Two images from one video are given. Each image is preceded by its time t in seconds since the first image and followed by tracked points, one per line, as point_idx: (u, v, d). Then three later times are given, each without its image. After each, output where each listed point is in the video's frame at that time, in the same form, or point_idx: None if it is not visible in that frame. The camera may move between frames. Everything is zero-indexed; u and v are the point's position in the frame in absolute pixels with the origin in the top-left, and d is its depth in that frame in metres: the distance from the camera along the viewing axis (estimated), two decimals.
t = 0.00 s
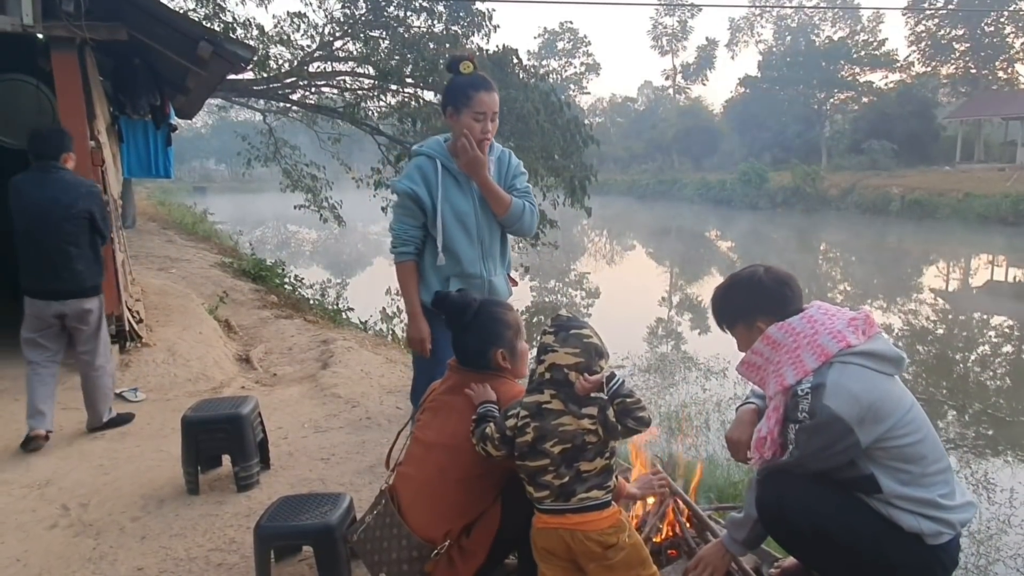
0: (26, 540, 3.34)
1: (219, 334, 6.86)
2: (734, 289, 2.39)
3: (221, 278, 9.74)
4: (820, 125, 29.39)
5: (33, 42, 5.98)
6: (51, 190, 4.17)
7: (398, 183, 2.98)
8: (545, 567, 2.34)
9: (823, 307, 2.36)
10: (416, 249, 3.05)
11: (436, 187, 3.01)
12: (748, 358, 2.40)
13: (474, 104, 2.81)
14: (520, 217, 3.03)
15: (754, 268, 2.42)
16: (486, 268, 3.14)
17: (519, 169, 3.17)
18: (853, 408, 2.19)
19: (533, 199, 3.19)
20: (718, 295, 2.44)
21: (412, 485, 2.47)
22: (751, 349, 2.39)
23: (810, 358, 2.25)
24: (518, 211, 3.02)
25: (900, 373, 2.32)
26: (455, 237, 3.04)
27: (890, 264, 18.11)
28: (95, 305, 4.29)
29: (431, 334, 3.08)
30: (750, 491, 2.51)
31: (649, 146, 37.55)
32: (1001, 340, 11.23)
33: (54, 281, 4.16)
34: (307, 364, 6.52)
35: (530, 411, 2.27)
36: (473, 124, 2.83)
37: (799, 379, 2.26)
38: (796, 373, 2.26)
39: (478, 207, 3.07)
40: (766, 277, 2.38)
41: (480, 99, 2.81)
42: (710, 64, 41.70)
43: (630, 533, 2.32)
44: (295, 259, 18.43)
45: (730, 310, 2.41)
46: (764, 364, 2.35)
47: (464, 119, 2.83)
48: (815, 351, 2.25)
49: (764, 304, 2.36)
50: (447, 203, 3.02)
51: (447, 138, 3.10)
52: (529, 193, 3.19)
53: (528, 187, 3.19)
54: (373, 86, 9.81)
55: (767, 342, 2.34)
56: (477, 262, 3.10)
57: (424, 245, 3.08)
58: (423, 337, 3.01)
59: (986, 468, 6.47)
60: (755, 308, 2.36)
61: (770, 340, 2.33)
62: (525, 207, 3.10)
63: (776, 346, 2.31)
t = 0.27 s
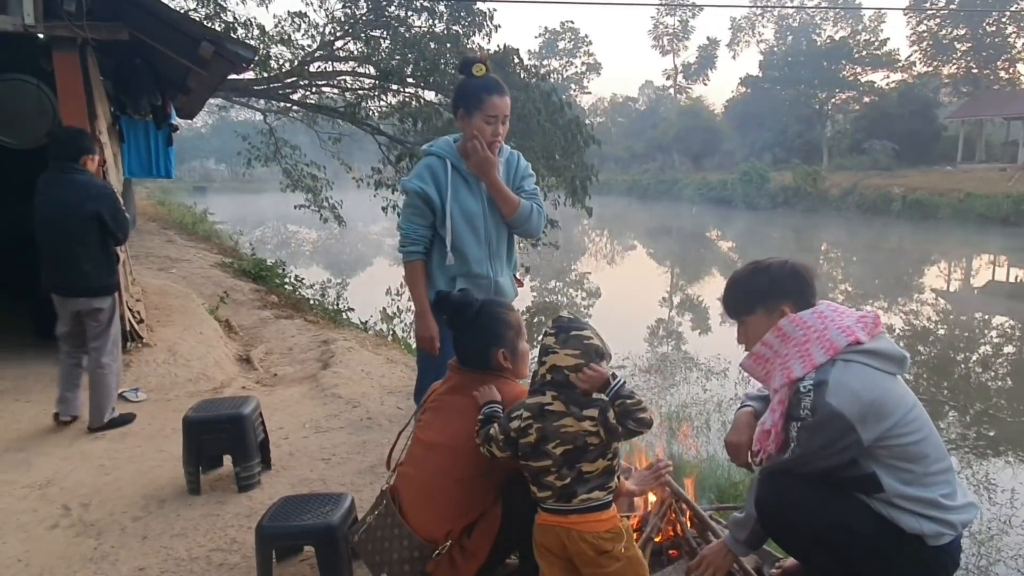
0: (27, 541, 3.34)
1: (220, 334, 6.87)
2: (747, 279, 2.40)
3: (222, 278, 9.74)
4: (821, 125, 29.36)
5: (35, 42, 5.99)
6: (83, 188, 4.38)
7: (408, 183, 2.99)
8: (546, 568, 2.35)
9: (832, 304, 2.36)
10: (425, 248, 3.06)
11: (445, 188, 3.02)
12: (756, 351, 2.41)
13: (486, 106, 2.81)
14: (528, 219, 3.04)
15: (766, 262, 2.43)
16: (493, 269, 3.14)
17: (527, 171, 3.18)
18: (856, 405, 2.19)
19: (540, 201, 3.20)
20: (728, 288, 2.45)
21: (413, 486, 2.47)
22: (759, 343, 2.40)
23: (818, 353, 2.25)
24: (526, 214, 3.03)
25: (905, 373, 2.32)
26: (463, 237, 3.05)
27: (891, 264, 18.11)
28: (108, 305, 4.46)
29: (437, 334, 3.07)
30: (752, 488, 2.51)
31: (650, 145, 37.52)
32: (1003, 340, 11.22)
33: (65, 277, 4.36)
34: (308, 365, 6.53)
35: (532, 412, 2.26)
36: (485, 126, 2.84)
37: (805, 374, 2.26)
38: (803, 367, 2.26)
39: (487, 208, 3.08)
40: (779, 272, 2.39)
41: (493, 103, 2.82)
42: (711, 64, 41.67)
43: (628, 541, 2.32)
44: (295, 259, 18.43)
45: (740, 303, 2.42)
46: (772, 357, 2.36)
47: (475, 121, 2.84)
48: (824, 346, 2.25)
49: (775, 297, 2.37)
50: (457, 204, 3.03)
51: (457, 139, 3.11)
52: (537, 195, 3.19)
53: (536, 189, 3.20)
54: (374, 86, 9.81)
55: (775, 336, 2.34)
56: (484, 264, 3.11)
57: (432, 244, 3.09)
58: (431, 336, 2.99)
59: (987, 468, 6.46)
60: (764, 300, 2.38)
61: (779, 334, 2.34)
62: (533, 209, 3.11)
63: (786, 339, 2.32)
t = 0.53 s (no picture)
0: (28, 540, 3.35)
1: (221, 334, 6.87)
2: (750, 282, 2.38)
3: (223, 278, 9.74)
4: (823, 125, 29.33)
5: (37, 42, 6.00)
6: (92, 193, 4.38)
7: (413, 182, 2.99)
8: (545, 566, 2.34)
9: (836, 304, 2.36)
10: (429, 248, 3.06)
11: (450, 187, 3.02)
12: (760, 351, 2.40)
13: (490, 107, 2.81)
14: (531, 218, 3.04)
15: (769, 263, 2.41)
16: (496, 268, 3.14)
17: (531, 171, 3.19)
18: (862, 405, 2.19)
19: (544, 201, 3.20)
20: (729, 291, 2.43)
21: (414, 485, 2.47)
22: (763, 344, 2.39)
23: (825, 353, 2.25)
24: (529, 214, 3.03)
25: (908, 372, 2.32)
26: (466, 237, 3.05)
27: (893, 264, 18.10)
28: (111, 305, 4.51)
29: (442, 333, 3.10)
30: (754, 485, 2.51)
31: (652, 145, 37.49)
32: (1005, 341, 11.20)
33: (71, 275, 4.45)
34: (309, 365, 6.53)
35: (530, 408, 2.27)
36: (489, 126, 2.84)
37: (812, 375, 2.25)
38: (810, 367, 2.25)
39: (491, 208, 3.08)
40: (785, 274, 2.36)
41: (497, 103, 2.81)
42: (713, 63, 41.63)
43: (622, 544, 2.31)
44: (297, 259, 18.43)
45: (744, 305, 2.39)
46: (777, 358, 2.36)
47: (479, 121, 2.84)
48: (830, 345, 2.25)
49: (779, 300, 2.35)
50: (460, 203, 3.03)
51: (462, 138, 3.12)
52: (540, 195, 3.19)
53: (539, 190, 3.20)
54: (375, 85, 9.82)
55: (781, 337, 2.33)
56: (487, 263, 3.11)
57: (435, 243, 3.09)
58: (436, 335, 3.03)
59: (989, 469, 6.44)
60: (770, 303, 2.35)
61: (785, 335, 2.32)
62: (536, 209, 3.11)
63: (791, 340, 2.31)
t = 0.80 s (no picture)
0: (31, 540, 3.35)
1: (223, 334, 6.87)
2: (746, 293, 2.33)
3: (225, 278, 9.74)
4: (825, 124, 29.28)
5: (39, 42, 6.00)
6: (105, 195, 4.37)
7: (412, 182, 2.99)
8: (548, 566, 2.34)
9: (834, 308, 2.35)
10: (429, 248, 3.06)
11: (450, 187, 3.02)
12: (760, 358, 2.36)
13: (489, 106, 2.81)
14: (531, 219, 3.04)
15: (767, 270, 2.36)
16: (496, 268, 3.13)
17: (531, 171, 3.18)
18: (863, 408, 2.18)
19: (545, 201, 3.19)
20: (726, 300, 2.38)
21: (415, 484, 2.46)
22: (763, 352, 2.35)
23: (827, 358, 2.23)
24: (529, 214, 3.02)
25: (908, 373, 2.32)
26: (466, 237, 3.04)
27: (896, 263, 18.07)
28: (116, 305, 4.52)
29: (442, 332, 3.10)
30: (754, 485, 2.50)
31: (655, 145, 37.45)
32: (1008, 340, 11.17)
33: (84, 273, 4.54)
34: (311, 365, 6.52)
35: (532, 409, 2.26)
36: (488, 126, 2.84)
37: (813, 380, 2.23)
38: (812, 373, 2.23)
39: (491, 208, 3.07)
40: (784, 280, 2.32)
41: (494, 103, 2.81)
42: (715, 63, 41.58)
43: (627, 544, 2.31)
44: (299, 258, 18.43)
45: (744, 314, 2.34)
46: (779, 365, 2.33)
47: (479, 122, 2.84)
48: (832, 350, 2.23)
49: (778, 309, 2.31)
50: (460, 204, 3.03)
51: (462, 139, 3.11)
52: (541, 196, 3.19)
53: (540, 190, 3.19)
54: (377, 85, 9.81)
55: (782, 344, 2.30)
56: (488, 263, 3.10)
57: (435, 243, 3.09)
58: (436, 334, 3.04)
59: (992, 469, 6.42)
60: (769, 314, 2.31)
61: (788, 341, 2.29)
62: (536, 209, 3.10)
63: (793, 346, 2.28)
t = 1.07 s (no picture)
0: (33, 540, 3.34)
1: (226, 334, 6.87)
2: (755, 297, 2.28)
3: (228, 278, 9.73)
4: (828, 124, 29.23)
5: (41, 42, 6.00)
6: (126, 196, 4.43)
7: (411, 181, 2.98)
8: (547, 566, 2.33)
9: (836, 310, 2.33)
10: (428, 248, 3.05)
11: (449, 186, 3.01)
12: (765, 362, 2.33)
13: (487, 108, 2.80)
14: (530, 220, 3.03)
15: (774, 275, 2.32)
16: (496, 269, 3.12)
17: (531, 172, 3.17)
18: (864, 410, 2.17)
19: (544, 202, 3.19)
20: (732, 304, 2.33)
21: (417, 483, 2.45)
22: (768, 355, 2.31)
23: (831, 361, 2.21)
24: (529, 215, 3.01)
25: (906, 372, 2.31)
26: (466, 237, 3.03)
27: (899, 263, 18.03)
28: (133, 302, 4.60)
29: (441, 332, 3.10)
30: (755, 485, 2.49)
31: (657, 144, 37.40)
32: (1012, 340, 11.13)
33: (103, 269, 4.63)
34: (313, 364, 6.52)
35: (534, 409, 2.24)
36: (486, 128, 2.83)
37: (815, 383, 2.21)
38: (814, 376, 2.21)
39: (491, 208, 3.06)
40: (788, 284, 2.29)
41: (493, 104, 2.80)
42: (718, 62, 41.53)
43: (627, 545, 2.30)
44: (302, 258, 18.43)
45: (749, 316, 2.29)
46: (783, 368, 2.30)
47: (477, 123, 2.84)
48: (836, 353, 2.21)
49: (785, 314, 2.26)
50: (459, 204, 3.02)
51: (461, 139, 3.10)
52: (541, 197, 3.18)
53: (540, 191, 3.18)
54: (380, 84, 9.82)
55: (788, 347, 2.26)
56: (487, 263, 3.09)
57: (435, 243, 3.08)
58: (435, 334, 3.03)
59: (995, 468, 6.40)
60: (778, 318, 2.27)
61: (794, 344, 2.26)
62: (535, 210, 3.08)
63: (799, 349, 2.26)
